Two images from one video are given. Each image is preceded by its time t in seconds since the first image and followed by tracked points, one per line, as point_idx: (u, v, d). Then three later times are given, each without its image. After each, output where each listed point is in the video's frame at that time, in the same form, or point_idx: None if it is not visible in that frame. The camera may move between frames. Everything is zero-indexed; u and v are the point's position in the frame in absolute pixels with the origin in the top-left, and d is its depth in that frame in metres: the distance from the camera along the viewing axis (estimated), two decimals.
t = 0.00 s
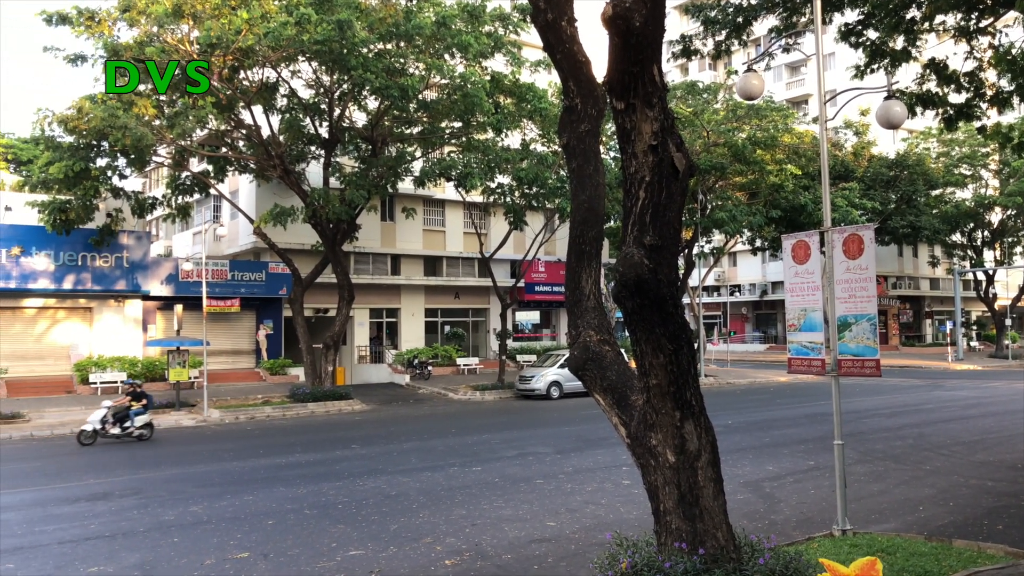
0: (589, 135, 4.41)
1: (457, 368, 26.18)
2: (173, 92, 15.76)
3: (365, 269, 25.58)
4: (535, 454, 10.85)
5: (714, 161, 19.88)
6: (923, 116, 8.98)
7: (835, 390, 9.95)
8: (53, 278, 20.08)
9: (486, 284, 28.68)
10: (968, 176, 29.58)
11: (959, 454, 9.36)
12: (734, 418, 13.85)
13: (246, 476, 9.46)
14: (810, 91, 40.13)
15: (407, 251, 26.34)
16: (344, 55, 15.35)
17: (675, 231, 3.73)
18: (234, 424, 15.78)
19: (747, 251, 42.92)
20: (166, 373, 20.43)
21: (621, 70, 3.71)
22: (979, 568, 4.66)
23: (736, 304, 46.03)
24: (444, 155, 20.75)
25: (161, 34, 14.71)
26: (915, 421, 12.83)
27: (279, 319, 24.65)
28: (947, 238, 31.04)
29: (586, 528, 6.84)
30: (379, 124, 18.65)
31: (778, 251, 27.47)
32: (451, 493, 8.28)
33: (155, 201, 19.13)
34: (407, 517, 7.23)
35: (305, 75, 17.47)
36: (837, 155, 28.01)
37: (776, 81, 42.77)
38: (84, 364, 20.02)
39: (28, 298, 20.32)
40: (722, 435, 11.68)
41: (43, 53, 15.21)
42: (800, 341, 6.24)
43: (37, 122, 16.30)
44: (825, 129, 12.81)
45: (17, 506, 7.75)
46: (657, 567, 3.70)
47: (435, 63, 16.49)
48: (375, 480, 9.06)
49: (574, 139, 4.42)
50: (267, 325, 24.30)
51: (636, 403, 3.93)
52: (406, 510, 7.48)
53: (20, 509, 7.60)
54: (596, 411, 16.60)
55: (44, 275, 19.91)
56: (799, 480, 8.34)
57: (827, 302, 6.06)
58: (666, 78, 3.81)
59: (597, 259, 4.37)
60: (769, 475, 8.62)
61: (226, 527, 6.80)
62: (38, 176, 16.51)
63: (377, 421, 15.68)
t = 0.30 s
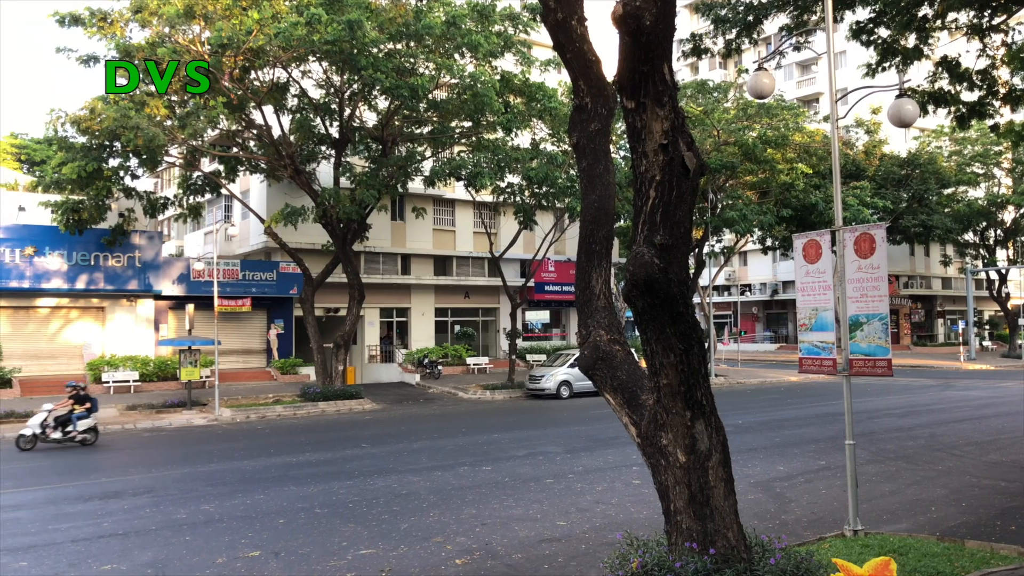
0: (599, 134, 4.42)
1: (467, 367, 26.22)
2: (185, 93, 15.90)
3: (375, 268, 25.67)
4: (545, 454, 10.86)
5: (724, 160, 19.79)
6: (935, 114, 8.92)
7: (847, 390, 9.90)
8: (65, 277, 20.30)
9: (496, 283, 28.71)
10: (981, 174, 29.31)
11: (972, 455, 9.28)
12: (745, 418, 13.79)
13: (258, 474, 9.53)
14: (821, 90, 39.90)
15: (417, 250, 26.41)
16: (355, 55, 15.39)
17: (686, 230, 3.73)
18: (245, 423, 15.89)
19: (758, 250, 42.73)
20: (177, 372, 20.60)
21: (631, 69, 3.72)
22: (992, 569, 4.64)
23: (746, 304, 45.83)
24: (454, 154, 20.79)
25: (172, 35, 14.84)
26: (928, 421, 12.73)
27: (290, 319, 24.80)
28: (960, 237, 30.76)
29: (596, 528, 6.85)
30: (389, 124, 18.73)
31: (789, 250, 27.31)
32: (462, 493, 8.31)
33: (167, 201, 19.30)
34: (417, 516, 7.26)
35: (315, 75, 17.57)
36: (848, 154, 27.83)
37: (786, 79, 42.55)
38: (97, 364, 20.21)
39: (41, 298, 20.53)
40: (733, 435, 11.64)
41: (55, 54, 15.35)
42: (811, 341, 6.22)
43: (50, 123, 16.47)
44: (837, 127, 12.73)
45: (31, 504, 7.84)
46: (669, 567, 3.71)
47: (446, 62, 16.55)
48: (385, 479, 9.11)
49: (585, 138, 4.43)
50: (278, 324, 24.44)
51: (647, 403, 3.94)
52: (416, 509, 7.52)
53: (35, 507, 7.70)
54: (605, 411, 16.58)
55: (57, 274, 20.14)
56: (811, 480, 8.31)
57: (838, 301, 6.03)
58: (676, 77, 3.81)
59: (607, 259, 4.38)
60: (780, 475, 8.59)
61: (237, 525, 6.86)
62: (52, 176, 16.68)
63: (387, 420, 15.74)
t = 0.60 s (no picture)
0: (608, 134, 4.43)
1: (477, 368, 26.26)
2: (196, 95, 16.06)
3: (386, 269, 25.78)
4: (556, 454, 10.88)
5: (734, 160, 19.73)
6: (946, 113, 8.86)
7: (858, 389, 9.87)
8: (78, 279, 20.51)
9: (506, 284, 28.75)
10: (993, 173, 29.07)
11: (985, 455, 9.22)
12: (756, 418, 13.75)
13: (269, 475, 9.61)
14: (832, 89, 39.69)
15: (427, 251, 26.49)
16: (364, 57, 15.44)
17: (696, 231, 3.74)
18: (257, 424, 16.00)
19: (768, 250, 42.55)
20: (189, 373, 20.76)
21: (641, 69, 3.73)
22: (1005, 570, 4.62)
23: (757, 304, 45.63)
24: (463, 155, 20.84)
25: (183, 38, 14.97)
26: (940, 421, 12.65)
27: (301, 319, 24.96)
28: (972, 236, 30.50)
29: (606, 528, 6.85)
30: (399, 125, 18.82)
31: (799, 250, 27.17)
32: (472, 493, 8.34)
33: (178, 203, 19.45)
34: (428, 516, 7.30)
35: (325, 77, 17.67)
36: (858, 153, 27.69)
37: (796, 79, 42.34)
38: (110, 365, 20.41)
39: (54, 300, 20.75)
40: (744, 435, 11.62)
41: (68, 57, 15.50)
42: (822, 341, 6.21)
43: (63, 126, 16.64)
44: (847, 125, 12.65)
45: (45, 505, 7.94)
46: (680, 568, 3.72)
47: (455, 64, 16.63)
48: (396, 479, 9.16)
49: (594, 139, 4.44)
50: (289, 325, 24.61)
51: (657, 403, 3.95)
52: (427, 510, 7.56)
53: (49, 508, 7.80)
54: (615, 411, 16.57)
55: (70, 276, 20.35)
56: (822, 480, 8.29)
57: (849, 301, 6.01)
58: (686, 77, 3.82)
59: (616, 259, 4.39)
60: (790, 476, 8.57)
61: (249, 526, 6.92)
62: (64, 179, 16.86)
63: (397, 421, 15.81)
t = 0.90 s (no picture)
0: (619, 133, 4.44)
1: (487, 368, 26.30)
2: (208, 96, 16.20)
3: (396, 269, 25.87)
4: (566, 454, 10.88)
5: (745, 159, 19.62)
6: (958, 111, 8.78)
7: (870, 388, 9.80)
8: (92, 280, 20.73)
9: (516, 283, 28.77)
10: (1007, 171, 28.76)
11: (999, 455, 9.13)
12: (767, 418, 13.68)
13: (282, 475, 9.69)
14: (843, 87, 39.43)
15: (437, 251, 26.56)
16: (375, 58, 15.50)
17: (707, 230, 3.74)
18: (269, 423, 16.11)
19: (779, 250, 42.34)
20: (201, 373, 20.92)
21: (651, 67, 3.75)
22: (1019, 571, 4.59)
23: (768, 303, 45.41)
24: (473, 155, 20.87)
25: (195, 39, 15.07)
26: (954, 421, 12.54)
27: (312, 319, 25.10)
28: (986, 235, 30.19)
29: (618, 528, 6.85)
30: (409, 126, 18.88)
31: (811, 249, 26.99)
32: (484, 493, 8.37)
33: (190, 204, 19.60)
34: (439, 516, 7.33)
35: (336, 78, 17.75)
36: (870, 152, 27.50)
37: (807, 77, 42.10)
38: (123, 365, 20.60)
39: (68, 301, 20.97)
40: (755, 435, 11.57)
41: (81, 59, 15.66)
42: (834, 340, 6.18)
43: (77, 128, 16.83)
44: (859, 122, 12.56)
45: (60, 504, 8.05)
46: (691, 567, 3.73)
47: (465, 64, 16.67)
48: (408, 479, 9.21)
49: (604, 138, 4.45)
50: (300, 325, 24.76)
51: (669, 403, 3.95)
52: (438, 509, 7.59)
53: (64, 507, 7.90)
54: (625, 411, 16.55)
55: (83, 277, 20.56)
56: (834, 480, 8.26)
57: (861, 300, 5.98)
58: (696, 76, 3.83)
59: (627, 259, 4.40)
60: (802, 476, 8.52)
61: (261, 525, 6.98)
62: (78, 181, 17.05)
63: (408, 421, 15.87)
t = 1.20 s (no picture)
0: (630, 132, 4.44)
1: (498, 367, 26.33)
2: (219, 96, 16.30)
3: (407, 269, 25.95)
4: (577, 453, 10.90)
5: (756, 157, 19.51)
6: (971, 109, 8.71)
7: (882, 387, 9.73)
8: (105, 279, 20.95)
9: (527, 283, 28.79)
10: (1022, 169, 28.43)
11: (1014, 456, 9.05)
12: (779, 418, 13.62)
13: (293, 473, 9.76)
14: (855, 86, 39.15)
15: (448, 251, 26.62)
16: (385, 58, 15.55)
17: (718, 229, 3.75)
18: (280, 422, 16.23)
19: (791, 249, 42.11)
20: (213, 372, 21.09)
21: (662, 66, 3.76)
22: None
23: (780, 302, 45.18)
24: (483, 155, 20.91)
25: (207, 40, 15.23)
26: (967, 421, 12.43)
27: (324, 319, 25.24)
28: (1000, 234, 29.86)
29: (629, 527, 6.86)
30: (420, 126, 18.95)
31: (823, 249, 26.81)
32: (495, 492, 8.40)
33: (203, 203, 19.75)
34: (450, 515, 7.37)
35: (347, 78, 17.82)
36: (881, 151, 27.30)
37: (819, 75, 41.82)
38: (136, 364, 20.80)
39: (82, 300, 21.21)
40: (766, 435, 11.52)
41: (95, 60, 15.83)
42: (846, 340, 6.15)
43: (91, 128, 17.01)
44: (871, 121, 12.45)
45: (75, 502, 8.16)
46: (703, 567, 3.73)
47: (476, 64, 16.72)
48: (419, 478, 9.26)
49: (615, 137, 4.46)
50: (312, 324, 24.91)
51: (680, 402, 3.96)
52: (449, 508, 7.63)
53: (79, 505, 8.01)
54: (635, 411, 16.53)
55: (97, 276, 20.79)
56: (846, 480, 8.22)
57: (874, 300, 5.95)
58: (707, 75, 3.84)
59: (637, 258, 4.41)
60: (814, 475, 8.49)
61: (273, 524, 7.05)
62: (92, 181, 17.24)
63: (419, 420, 15.93)
